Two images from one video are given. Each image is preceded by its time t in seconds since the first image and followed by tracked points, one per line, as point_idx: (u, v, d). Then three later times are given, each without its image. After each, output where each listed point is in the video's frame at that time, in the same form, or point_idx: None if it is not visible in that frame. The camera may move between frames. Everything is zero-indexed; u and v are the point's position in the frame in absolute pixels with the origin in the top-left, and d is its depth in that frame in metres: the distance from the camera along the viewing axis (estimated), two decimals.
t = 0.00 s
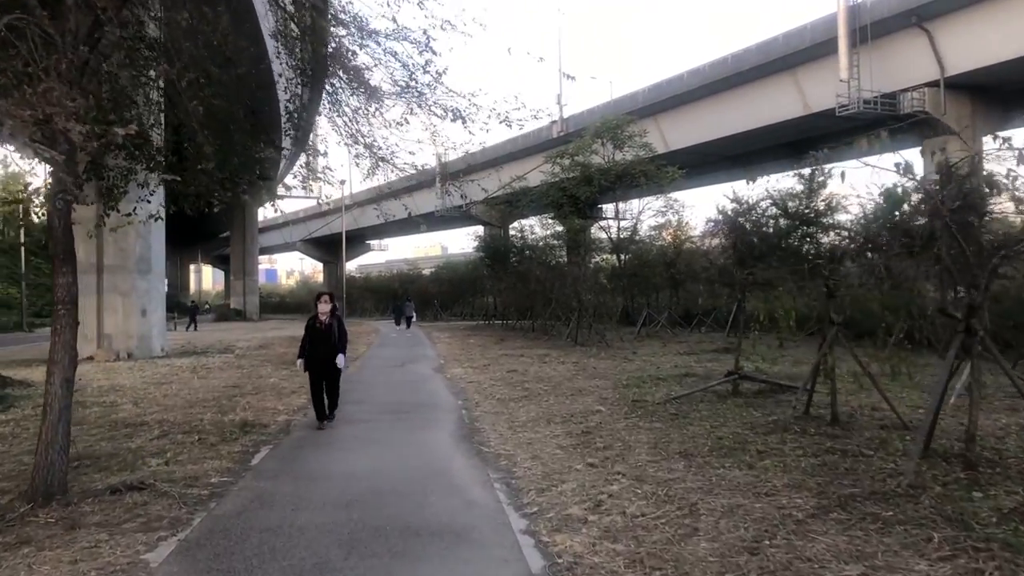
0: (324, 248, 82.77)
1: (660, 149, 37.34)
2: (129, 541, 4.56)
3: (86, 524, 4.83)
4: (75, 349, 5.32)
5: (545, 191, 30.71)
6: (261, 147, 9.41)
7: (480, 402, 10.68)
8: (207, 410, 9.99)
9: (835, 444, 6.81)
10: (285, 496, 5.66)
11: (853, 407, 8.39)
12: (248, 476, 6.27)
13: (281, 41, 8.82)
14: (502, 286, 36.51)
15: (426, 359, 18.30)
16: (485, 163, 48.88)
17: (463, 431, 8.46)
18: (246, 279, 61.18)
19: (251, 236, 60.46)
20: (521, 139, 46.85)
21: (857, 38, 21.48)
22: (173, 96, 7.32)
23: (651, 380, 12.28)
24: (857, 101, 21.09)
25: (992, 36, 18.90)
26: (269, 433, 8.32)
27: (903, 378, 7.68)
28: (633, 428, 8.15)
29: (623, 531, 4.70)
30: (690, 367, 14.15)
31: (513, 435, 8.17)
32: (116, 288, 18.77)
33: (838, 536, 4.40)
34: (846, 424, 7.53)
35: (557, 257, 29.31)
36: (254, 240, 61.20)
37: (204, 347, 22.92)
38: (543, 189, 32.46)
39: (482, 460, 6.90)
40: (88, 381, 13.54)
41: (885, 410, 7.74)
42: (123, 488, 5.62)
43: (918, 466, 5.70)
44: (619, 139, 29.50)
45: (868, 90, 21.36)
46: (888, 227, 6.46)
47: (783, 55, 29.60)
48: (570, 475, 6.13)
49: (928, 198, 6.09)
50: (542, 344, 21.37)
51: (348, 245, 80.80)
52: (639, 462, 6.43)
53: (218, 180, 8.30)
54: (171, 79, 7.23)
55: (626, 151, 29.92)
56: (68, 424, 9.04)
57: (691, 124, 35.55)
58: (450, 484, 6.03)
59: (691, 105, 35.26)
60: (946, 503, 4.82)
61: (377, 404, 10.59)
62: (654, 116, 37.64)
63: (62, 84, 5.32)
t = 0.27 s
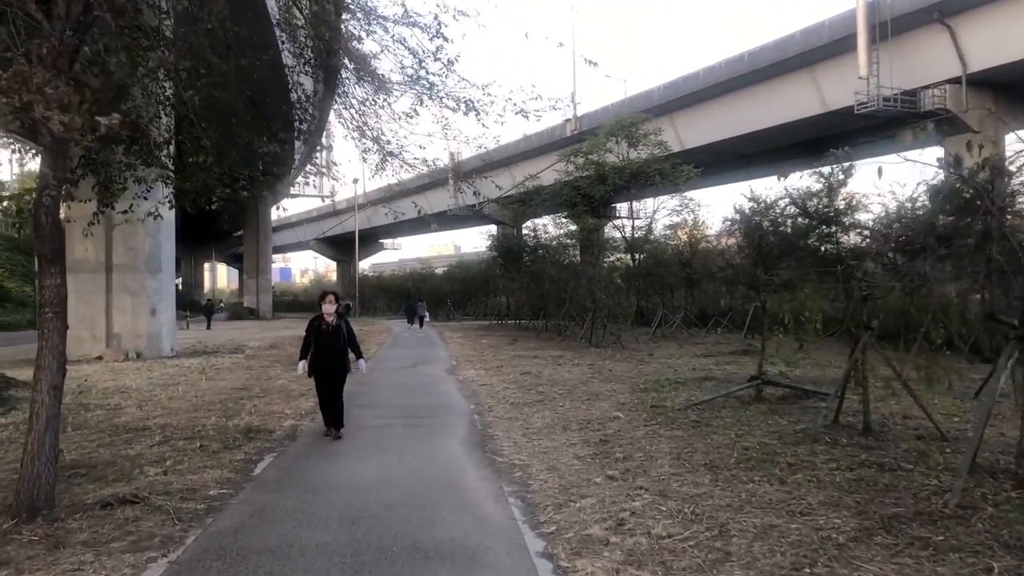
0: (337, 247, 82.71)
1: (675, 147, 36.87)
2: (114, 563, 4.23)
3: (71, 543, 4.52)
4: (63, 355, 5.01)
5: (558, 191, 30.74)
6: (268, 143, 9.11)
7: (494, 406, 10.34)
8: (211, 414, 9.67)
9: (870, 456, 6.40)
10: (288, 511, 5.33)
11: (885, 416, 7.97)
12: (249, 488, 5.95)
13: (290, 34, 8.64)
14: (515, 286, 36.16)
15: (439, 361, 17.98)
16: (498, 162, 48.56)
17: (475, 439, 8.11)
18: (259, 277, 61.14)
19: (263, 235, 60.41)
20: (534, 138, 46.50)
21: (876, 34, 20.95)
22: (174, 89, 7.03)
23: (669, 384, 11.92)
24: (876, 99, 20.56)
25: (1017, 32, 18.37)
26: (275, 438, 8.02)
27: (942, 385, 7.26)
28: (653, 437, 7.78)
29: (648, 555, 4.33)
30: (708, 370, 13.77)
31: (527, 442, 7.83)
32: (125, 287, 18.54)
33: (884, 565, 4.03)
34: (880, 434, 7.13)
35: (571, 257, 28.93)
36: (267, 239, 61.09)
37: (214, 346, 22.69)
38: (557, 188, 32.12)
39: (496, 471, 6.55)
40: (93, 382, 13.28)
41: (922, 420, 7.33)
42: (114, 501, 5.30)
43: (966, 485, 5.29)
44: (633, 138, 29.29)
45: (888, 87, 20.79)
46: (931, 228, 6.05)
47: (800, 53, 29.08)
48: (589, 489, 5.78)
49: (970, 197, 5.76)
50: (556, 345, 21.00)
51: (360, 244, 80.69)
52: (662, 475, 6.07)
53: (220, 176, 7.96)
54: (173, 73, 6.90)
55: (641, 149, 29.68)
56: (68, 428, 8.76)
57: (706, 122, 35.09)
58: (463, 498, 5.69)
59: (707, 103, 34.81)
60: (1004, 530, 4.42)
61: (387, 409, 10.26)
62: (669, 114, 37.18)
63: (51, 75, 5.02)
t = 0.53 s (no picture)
0: (340, 249, 82.40)
1: (680, 146, 36.43)
2: None
3: (30, 566, 4.11)
4: (27, 359, 4.61)
5: (562, 191, 30.33)
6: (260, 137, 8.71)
7: (497, 411, 9.93)
8: (201, 420, 9.27)
9: (900, 464, 5.98)
10: (272, 528, 4.92)
11: (909, 421, 7.55)
12: (233, 502, 5.54)
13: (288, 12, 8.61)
14: (519, 287, 35.74)
15: (441, 363, 17.56)
16: (502, 162, 48.16)
17: (477, 446, 7.70)
18: (261, 280, 60.83)
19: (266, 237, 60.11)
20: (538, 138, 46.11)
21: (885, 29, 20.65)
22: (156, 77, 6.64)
23: (679, 387, 11.49)
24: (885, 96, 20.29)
25: None
26: (266, 446, 7.60)
27: (972, 387, 6.83)
28: (665, 444, 7.35)
29: None
30: (718, 373, 13.34)
31: (532, 450, 7.42)
32: (119, 289, 18.22)
33: None
34: (907, 441, 6.70)
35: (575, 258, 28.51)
36: (269, 242, 60.74)
37: (213, 350, 22.29)
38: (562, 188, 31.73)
39: (498, 482, 6.14)
40: (84, 387, 12.90)
41: (951, 424, 6.90)
42: (83, 518, 4.89)
43: (1008, 497, 4.87)
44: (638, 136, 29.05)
45: (897, 84, 20.51)
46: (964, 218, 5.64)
47: (806, 50, 28.66)
48: (599, 502, 5.36)
49: (1007, 188, 5.38)
50: (560, 347, 20.57)
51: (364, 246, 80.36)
52: (677, 486, 5.65)
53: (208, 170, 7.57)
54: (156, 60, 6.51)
55: (646, 148, 29.38)
56: (50, 435, 8.36)
57: (712, 121, 34.64)
58: (463, 512, 5.27)
59: (713, 101, 34.37)
60: None
61: (386, 414, 9.84)
62: (675, 113, 36.73)
63: (14, 55, 4.63)
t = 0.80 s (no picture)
0: (360, 247, 82.40)
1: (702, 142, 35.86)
2: None
3: None
4: (13, 368, 4.29)
5: (582, 187, 29.91)
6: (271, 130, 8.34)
7: (516, 415, 9.57)
8: (211, 423, 8.95)
9: (952, 479, 5.54)
10: (274, 546, 4.57)
11: (956, 429, 7.10)
12: (236, 516, 5.20)
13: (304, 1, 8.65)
14: (539, 285, 35.35)
15: (459, 363, 17.25)
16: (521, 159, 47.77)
17: (497, 453, 7.34)
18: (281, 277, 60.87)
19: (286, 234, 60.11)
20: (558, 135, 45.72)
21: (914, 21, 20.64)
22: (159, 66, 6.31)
23: (706, 390, 11.10)
24: (914, 89, 20.33)
25: None
26: (275, 453, 7.27)
27: None
28: (695, 453, 6.94)
29: None
30: (745, 375, 12.89)
31: (554, 457, 7.05)
32: (137, 286, 17.99)
33: None
34: (957, 451, 6.26)
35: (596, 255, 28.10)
36: (289, 239, 60.72)
37: (231, 348, 22.07)
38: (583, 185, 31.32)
39: (518, 494, 5.77)
40: (96, 387, 12.65)
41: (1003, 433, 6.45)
42: (73, 535, 4.58)
43: None
44: (660, 133, 28.61)
45: (926, 76, 20.59)
46: None
47: (831, 43, 28.02)
48: (626, 518, 4.98)
49: None
50: (582, 347, 20.18)
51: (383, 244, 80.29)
52: (711, 502, 5.24)
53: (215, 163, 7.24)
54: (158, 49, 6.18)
55: (668, 144, 28.94)
56: (55, 439, 8.07)
57: (735, 117, 33.99)
58: (480, 530, 4.91)
59: (736, 97, 33.70)
60: None
61: (403, 417, 9.50)
62: (697, 109, 36.10)
63: None
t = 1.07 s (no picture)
0: (361, 246, 82.04)
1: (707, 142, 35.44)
2: None
3: None
4: None
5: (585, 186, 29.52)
6: (264, 119, 7.94)
7: (520, 419, 9.15)
8: (200, 428, 8.54)
9: (990, 494, 5.13)
10: (255, 568, 4.15)
11: (988, 438, 6.68)
12: (216, 534, 4.78)
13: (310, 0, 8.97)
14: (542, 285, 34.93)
15: (461, 364, 16.83)
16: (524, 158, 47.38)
17: (499, 462, 6.93)
18: (282, 276, 60.53)
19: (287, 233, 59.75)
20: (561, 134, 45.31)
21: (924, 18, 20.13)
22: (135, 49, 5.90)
23: (717, 394, 10.69)
24: (923, 87, 19.88)
25: None
26: (264, 461, 6.86)
27: None
28: (711, 463, 6.52)
29: None
30: (756, 378, 12.48)
31: (560, 466, 6.64)
32: (129, 285, 17.61)
33: None
34: (994, 463, 5.83)
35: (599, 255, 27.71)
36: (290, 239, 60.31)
37: (228, 348, 21.67)
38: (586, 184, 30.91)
39: (523, 508, 5.36)
40: (85, 388, 12.25)
41: None
42: (31, 557, 4.19)
43: None
44: (664, 131, 28.20)
45: (935, 75, 20.03)
46: None
47: (838, 41, 27.61)
48: (641, 537, 4.56)
49: None
50: (585, 348, 19.77)
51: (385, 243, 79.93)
52: (732, 518, 4.83)
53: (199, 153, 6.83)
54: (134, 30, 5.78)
55: (672, 142, 28.53)
56: (34, 445, 7.67)
57: (740, 116, 33.57)
58: (482, 549, 4.49)
59: (741, 95, 33.30)
60: None
61: (401, 421, 9.10)
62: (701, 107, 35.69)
63: None
